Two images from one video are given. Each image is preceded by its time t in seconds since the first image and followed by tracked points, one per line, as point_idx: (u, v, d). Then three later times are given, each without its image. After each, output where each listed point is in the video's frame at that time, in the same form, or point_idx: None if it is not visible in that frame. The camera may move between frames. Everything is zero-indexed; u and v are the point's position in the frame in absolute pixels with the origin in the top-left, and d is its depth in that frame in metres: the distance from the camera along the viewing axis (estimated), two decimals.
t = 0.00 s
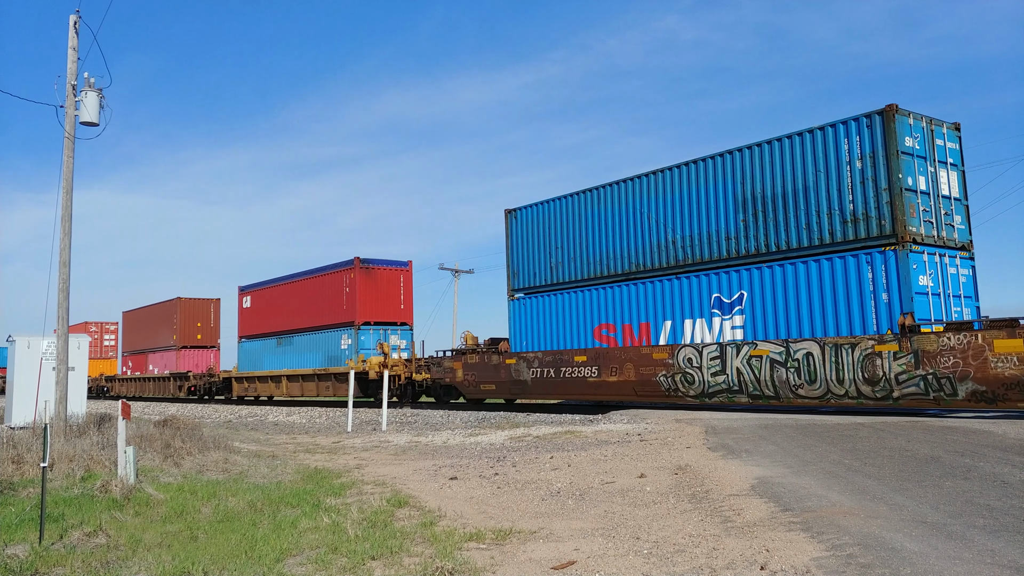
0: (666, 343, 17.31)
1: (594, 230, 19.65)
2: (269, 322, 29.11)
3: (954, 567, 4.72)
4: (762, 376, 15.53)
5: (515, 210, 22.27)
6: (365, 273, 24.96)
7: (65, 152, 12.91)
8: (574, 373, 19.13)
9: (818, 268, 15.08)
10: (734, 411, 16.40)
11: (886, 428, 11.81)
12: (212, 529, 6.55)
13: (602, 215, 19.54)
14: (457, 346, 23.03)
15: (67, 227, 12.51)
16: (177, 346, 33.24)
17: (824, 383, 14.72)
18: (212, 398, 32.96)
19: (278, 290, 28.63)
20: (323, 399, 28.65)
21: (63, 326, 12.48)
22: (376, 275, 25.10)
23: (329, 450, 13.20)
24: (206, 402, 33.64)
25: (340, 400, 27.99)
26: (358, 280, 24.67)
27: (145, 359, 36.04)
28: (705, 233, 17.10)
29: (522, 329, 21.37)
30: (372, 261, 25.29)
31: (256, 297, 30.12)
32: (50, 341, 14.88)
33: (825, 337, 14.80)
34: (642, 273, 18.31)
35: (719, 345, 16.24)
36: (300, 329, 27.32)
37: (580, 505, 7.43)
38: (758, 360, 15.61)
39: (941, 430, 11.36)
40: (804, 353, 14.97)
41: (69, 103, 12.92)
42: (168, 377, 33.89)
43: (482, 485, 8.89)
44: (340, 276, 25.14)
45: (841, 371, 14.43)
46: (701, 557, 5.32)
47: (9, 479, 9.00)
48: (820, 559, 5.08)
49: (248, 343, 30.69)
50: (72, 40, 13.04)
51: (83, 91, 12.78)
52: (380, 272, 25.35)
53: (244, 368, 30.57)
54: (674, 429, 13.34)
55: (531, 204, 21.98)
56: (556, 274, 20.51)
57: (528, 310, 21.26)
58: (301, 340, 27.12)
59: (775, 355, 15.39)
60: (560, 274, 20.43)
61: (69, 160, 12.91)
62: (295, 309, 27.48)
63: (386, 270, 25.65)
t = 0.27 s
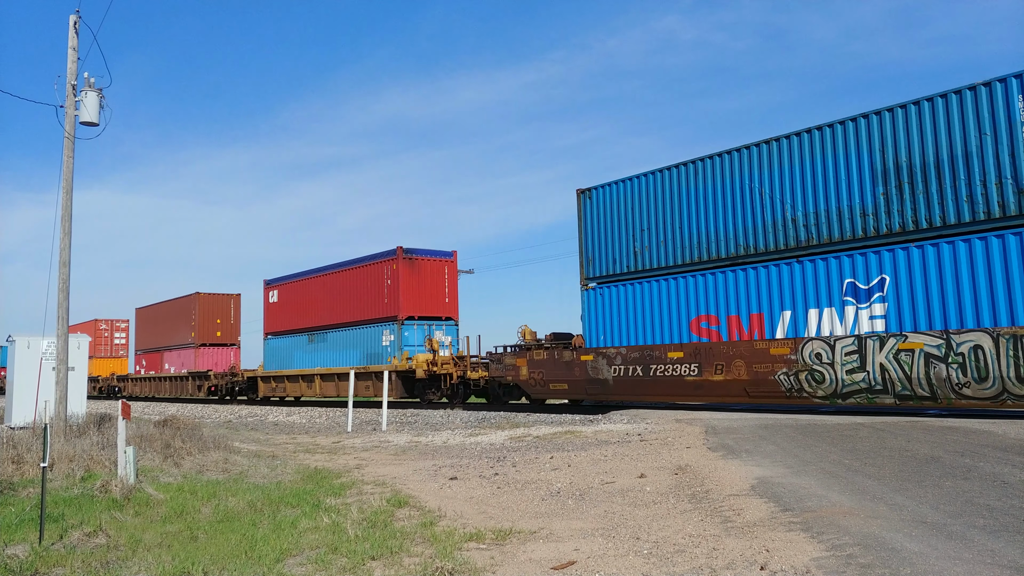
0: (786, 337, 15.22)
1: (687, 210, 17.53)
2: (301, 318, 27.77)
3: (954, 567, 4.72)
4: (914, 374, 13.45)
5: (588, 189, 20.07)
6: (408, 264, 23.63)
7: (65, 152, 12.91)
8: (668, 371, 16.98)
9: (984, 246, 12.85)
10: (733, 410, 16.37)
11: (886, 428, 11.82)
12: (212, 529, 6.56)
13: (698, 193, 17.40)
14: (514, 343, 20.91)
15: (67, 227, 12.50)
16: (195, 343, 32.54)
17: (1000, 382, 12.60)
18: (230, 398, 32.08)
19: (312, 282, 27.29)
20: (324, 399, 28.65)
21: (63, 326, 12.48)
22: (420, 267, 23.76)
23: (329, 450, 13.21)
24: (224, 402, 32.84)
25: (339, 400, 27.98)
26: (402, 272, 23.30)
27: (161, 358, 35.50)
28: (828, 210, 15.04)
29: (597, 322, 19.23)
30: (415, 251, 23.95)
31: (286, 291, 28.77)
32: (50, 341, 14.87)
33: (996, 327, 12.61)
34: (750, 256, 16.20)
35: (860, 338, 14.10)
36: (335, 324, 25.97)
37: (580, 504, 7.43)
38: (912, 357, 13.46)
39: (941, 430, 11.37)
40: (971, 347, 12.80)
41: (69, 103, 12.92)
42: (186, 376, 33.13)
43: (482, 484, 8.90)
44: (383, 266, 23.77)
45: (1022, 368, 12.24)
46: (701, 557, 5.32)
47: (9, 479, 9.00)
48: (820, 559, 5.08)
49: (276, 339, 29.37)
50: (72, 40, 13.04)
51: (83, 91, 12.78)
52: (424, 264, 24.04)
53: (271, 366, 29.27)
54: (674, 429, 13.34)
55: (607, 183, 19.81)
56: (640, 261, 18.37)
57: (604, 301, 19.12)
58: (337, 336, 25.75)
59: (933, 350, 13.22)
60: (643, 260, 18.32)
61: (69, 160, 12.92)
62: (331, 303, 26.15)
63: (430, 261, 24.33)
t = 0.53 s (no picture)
0: (942, 328, 13.39)
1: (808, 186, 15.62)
2: (338, 312, 26.60)
3: (953, 567, 4.72)
4: None
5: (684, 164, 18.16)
6: (459, 254, 22.41)
7: (65, 152, 12.91)
8: (789, 369, 15.27)
9: None
10: (734, 411, 16.34)
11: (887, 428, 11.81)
12: (212, 529, 6.55)
13: (821, 164, 15.48)
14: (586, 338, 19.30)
15: (67, 227, 12.50)
16: (217, 341, 31.76)
17: None
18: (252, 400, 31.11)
19: (352, 275, 26.12)
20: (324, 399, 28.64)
21: (63, 326, 12.48)
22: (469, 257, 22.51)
23: (329, 450, 13.21)
24: (247, 403, 31.81)
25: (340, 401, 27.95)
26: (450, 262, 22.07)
27: (178, 357, 34.75)
28: (995, 179, 13.07)
29: (692, 316, 17.37)
30: (466, 240, 22.77)
31: (322, 284, 27.64)
32: (50, 341, 14.86)
33: None
34: (891, 236, 14.25)
35: None
36: (377, 319, 24.81)
37: (580, 505, 7.43)
38: None
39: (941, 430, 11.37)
40: None
41: (69, 103, 12.92)
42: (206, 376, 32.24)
43: (482, 484, 8.90)
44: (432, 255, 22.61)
45: None
46: (701, 557, 5.32)
47: (9, 479, 9.01)
48: (820, 559, 5.08)
49: (310, 336, 28.20)
50: (72, 40, 13.04)
51: (83, 91, 12.78)
52: (474, 253, 22.82)
53: (305, 365, 28.15)
54: (674, 429, 13.34)
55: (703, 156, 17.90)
56: (749, 244, 16.50)
57: (704, 289, 17.22)
58: (380, 332, 24.57)
59: None
60: (752, 242, 16.47)
61: (69, 160, 12.91)
62: (372, 296, 24.99)
63: (482, 250, 23.13)
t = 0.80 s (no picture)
0: None
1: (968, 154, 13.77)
2: (377, 304, 24.62)
3: (953, 567, 4.72)
4: None
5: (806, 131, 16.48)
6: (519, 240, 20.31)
7: (65, 152, 12.92)
8: (949, 366, 13.54)
9: None
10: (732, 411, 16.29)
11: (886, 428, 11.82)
12: (212, 529, 6.56)
13: (985, 129, 13.64)
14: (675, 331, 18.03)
15: (68, 227, 12.51)
16: (240, 339, 30.89)
17: None
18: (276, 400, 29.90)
19: (395, 264, 24.08)
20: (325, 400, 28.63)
21: (63, 326, 12.48)
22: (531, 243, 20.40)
23: (329, 450, 13.22)
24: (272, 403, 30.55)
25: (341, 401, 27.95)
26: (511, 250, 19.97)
27: (198, 356, 33.93)
28: None
29: (818, 305, 15.69)
30: (527, 224, 20.62)
31: (360, 275, 25.64)
32: (50, 341, 14.86)
33: None
34: None
35: None
36: (422, 312, 22.82)
37: (580, 505, 7.44)
38: None
39: (941, 430, 11.38)
40: None
41: (69, 103, 12.92)
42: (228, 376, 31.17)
43: (482, 484, 8.90)
44: (490, 242, 20.56)
45: None
46: (701, 557, 5.32)
47: (10, 479, 9.02)
48: (820, 559, 5.08)
49: (346, 331, 26.24)
50: (72, 40, 13.04)
51: (83, 91, 12.78)
52: (535, 240, 20.67)
53: (341, 362, 26.31)
54: (674, 429, 13.35)
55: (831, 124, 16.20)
56: (891, 223, 14.77)
57: (833, 273, 15.54)
58: (428, 327, 22.57)
59: None
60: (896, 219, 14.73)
61: (69, 160, 12.92)
62: (417, 288, 23.00)
63: (544, 237, 20.98)
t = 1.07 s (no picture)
0: None
1: None
2: (426, 297, 23.01)
3: (953, 567, 4.72)
4: None
5: (967, 89, 14.15)
6: (593, 223, 18.80)
7: (65, 152, 12.92)
8: None
9: None
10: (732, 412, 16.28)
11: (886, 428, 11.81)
12: (212, 529, 6.56)
13: None
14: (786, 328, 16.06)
15: (68, 227, 12.51)
16: (266, 335, 29.56)
17: None
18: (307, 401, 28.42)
19: (445, 253, 22.56)
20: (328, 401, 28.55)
21: (63, 326, 12.48)
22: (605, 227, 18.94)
23: (329, 450, 13.21)
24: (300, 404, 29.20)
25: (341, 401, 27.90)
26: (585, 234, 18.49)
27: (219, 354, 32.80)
28: None
29: (983, 292, 13.52)
30: (600, 207, 19.13)
31: (405, 266, 24.10)
32: (50, 341, 14.85)
33: None
34: None
35: None
36: (478, 305, 21.25)
37: (580, 504, 7.44)
38: None
39: (940, 430, 11.38)
40: None
41: (69, 103, 12.92)
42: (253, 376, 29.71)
43: (482, 485, 8.90)
44: (559, 227, 19.05)
45: None
46: (701, 557, 5.32)
47: (10, 479, 9.02)
48: (820, 559, 5.08)
49: (388, 325, 24.64)
50: (72, 40, 13.03)
51: (83, 91, 12.78)
52: (608, 223, 19.17)
53: (381, 359, 24.74)
54: (674, 429, 13.35)
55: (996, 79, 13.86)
56: None
57: (1002, 256, 13.35)
58: (485, 321, 21.01)
59: None
60: None
61: (69, 160, 12.91)
62: (471, 278, 21.49)
63: (618, 220, 19.48)
